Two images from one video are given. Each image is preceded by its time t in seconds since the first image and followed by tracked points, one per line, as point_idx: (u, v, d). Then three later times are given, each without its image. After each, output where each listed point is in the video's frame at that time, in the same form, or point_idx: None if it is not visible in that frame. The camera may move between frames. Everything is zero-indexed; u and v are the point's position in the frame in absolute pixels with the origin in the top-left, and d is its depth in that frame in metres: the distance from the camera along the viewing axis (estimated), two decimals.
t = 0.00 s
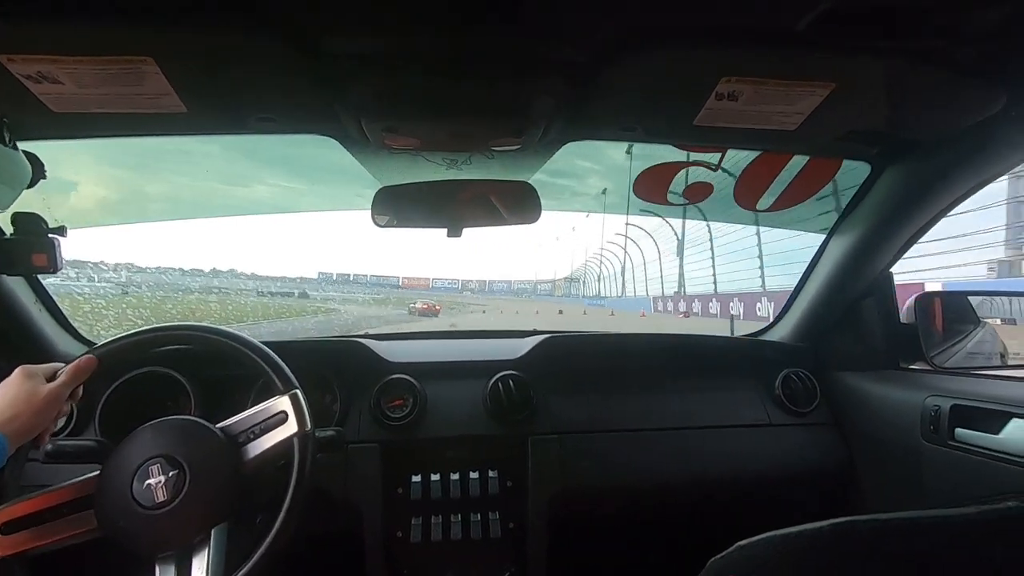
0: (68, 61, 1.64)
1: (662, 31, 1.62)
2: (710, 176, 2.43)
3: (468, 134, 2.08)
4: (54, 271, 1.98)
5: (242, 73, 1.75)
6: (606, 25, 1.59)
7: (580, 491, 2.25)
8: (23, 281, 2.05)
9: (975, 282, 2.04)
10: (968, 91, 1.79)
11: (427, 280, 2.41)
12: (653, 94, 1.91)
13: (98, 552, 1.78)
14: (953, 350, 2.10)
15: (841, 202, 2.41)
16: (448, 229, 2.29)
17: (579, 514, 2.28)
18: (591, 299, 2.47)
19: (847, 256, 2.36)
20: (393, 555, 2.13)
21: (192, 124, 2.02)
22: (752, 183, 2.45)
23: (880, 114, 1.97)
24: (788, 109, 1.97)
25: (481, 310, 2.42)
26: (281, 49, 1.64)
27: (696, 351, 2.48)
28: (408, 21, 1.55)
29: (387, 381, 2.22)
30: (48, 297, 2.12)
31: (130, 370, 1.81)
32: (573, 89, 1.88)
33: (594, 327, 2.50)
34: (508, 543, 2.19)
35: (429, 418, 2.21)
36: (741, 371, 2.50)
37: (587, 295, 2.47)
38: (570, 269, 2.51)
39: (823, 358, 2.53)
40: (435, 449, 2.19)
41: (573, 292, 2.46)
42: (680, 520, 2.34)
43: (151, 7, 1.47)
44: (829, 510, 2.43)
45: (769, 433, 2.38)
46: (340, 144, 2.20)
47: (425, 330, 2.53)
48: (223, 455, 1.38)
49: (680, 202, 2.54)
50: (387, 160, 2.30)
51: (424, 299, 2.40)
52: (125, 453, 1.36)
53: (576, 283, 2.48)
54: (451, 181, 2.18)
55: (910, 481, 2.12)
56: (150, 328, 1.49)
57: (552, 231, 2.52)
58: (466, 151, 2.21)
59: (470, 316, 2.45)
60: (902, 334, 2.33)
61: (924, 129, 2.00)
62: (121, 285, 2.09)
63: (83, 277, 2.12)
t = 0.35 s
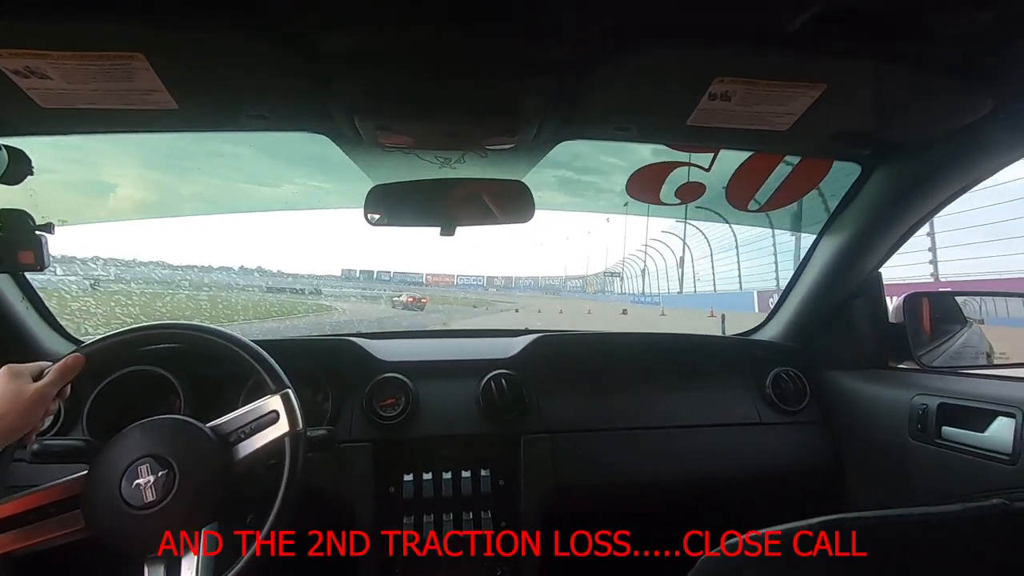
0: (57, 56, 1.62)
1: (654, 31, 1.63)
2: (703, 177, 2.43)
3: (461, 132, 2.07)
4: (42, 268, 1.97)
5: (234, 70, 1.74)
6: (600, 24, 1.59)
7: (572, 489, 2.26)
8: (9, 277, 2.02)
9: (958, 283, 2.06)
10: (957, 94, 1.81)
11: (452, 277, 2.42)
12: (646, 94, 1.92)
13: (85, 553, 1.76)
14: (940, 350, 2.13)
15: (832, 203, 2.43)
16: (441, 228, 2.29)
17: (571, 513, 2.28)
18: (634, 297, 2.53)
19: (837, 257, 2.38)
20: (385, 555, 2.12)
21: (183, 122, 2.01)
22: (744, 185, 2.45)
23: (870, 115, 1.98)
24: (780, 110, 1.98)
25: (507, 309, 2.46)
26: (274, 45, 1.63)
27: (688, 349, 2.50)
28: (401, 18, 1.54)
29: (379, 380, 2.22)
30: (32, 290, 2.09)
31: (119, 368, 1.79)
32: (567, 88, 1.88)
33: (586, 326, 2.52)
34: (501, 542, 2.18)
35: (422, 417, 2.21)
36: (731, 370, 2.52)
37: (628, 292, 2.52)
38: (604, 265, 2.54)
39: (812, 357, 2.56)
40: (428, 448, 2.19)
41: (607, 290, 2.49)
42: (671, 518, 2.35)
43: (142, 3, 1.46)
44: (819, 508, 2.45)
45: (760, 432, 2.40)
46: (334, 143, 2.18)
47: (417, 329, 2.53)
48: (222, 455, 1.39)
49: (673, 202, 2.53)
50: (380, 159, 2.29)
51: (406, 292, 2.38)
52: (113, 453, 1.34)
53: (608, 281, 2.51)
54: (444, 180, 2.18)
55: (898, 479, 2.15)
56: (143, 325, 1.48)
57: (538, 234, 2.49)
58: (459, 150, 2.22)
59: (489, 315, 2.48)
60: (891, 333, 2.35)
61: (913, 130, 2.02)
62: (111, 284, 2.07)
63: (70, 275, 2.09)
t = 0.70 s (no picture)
0: (44, 56, 1.60)
1: (645, 32, 1.63)
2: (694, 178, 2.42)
3: (454, 133, 2.08)
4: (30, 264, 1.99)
5: (224, 70, 1.73)
6: (590, 26, 1.60)
7: (566, 490, 2.27)
8: None
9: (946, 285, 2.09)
10: (943, 95, 1.83)
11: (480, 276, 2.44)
12: (637, 95, 1.93)
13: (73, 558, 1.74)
14: (927, 350, 2.16)
15: (822, 204, 2.45)
16: (434, 229, 2.28)
17: (566, 514, 2.29)
18: (679, 298, 2.56)
19: (828, 257, 2.40)
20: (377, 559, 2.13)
21: (172, 122, 1.99)
22: (736, 186, 2.44)
23: (859, 116, 2.00)
24: (770, 111, 2.00)
25: (535, 310, 2.46)
26: (266, 45, 1.62)
27: (680, 350, 2.51)
28: (393, 19, 1.54)
29: (372, 380, 2.21)
30: (18, 291, 2.07)
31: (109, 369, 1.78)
32: (559, 90, 1.89)
33: (579, 327, 2.51)
34: (494, 544, 2.20)
35: (415, 418, 2.20)
36: (724, 371, 2.53)
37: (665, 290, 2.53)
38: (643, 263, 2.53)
39: (803, 357, 2.57)
40: (422, 451, 2.19)
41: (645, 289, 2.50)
42: (664, 519, 2.35)
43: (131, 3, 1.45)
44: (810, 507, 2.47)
45: (751, 432, 2.41)
46: (325, 144, 2.17)
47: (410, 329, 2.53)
48: (209, 453, 1.37)
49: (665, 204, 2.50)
50: (372, 160, 2.28)
51: (389, 287, 2.33)
52: (99, 459, 1.32)
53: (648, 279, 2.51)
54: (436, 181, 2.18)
55: (888, 478, 2.16)
56: (132, 327, 1.47)
57: (531, 244, 2.44)
58: (451, 151, 2.22)
59: (522, 317, 2.49)
60: (882, 332, 2.36)
61: (901, 132, 2.04)
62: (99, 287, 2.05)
63: (58, 277, 2.07)
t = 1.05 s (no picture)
0: (30, 40, 1.57)
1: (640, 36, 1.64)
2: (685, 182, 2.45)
3: (447, 132, 2.08)
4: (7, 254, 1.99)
5: (216, 61, 1.71)
6: (587, 28, 1.60)
7: (549, 490, 2.29)
8: None
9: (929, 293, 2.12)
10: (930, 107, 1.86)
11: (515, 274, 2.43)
12: (631, 99, 1.94)
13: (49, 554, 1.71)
14: (909, 358, 2.20)
15: (810, 211, 2.48)
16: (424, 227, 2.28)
17: (550, 514, 2.30)
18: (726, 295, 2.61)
19: (814, 264, 2.42)
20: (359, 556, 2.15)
21: (161, 111, 1.96)
22: (725, 190, 2.49)
23: (846, 125, 2.03)
24: (761, 118, 2.02)
25: (580, 310, 2.48)
26: (260, 37, 1.60)
27: (666, 353, 2.53)
28: (390, 15, 1.53)
29: (359, 377, 2.21)
30: None
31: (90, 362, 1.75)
32: (553, 91, 1.89)
33: (567, 328, 2.52)
34: (477, 543, 2.23)
35: (401, 416, 2.21)
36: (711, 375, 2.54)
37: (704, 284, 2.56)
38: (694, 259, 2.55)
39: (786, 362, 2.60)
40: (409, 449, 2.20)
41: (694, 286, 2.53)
42: (646, 521, 2.37)
43: None
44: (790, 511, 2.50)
45: (735, 436, 2.44)
46: (316, 138, 2.15)
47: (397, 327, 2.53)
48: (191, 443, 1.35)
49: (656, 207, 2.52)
50: (363, 156, 2.26)
51: (374, 279, 2.29)
52: (74, 456, 1.29)
53: (698, 276, 2.54)
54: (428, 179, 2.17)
55: (867, 483, 2.20)
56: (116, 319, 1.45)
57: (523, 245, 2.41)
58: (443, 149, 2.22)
59: (569, 318, 2.50)
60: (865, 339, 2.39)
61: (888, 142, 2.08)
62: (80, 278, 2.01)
63: (39, 266, 2.03)
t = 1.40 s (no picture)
0: (15, 3, 1.53)
1: (636, 33, 1.64)
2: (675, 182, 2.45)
3: (440, 119, 2.06)
4: None
5: (207, 35, 1.67)
6: (583, 22, 1.60)
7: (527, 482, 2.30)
8: None
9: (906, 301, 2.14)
10: (918, 118, 1.88)
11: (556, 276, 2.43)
12: (624, 95, 1.94)
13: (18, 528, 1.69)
14: (884, 365, 2.22)
15: (797, 216, 2.49)
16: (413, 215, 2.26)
17: (527, 506, 2.32)
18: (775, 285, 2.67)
19: (798, 269, 2.41)
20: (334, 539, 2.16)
21: (148, 83, 1.92)
22: (716, 192, 2.49)
23: (833, 133, 2.05)
24: (753, 122, 2.03)
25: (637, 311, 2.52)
26: (252, 12, 1.58)
27: (649, 350, 2.54)
28: None
29: (340, 363, 2.23)
30: None
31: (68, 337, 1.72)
32: (547, 83, 1.88)
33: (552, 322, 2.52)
34: (453, 531, 2.23)
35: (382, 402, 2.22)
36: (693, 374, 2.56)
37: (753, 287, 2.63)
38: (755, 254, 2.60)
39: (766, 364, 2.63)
40: (388, 436, 2.21)
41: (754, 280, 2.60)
42: (621, 516, 2.40)
43: None
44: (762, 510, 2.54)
45: (712, 435, 2.47)
46: (307, 119, 2.12)
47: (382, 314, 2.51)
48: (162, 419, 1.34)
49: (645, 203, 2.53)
50: (354, 140, 2.24)
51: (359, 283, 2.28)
52: (44, 435, 1.27)
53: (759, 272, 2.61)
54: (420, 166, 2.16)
55: (838, 486, 2.24)
56: (101, 295, 1.44)
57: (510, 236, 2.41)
58: (434, 136, 2.20)
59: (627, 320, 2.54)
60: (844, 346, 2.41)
61: (876, 151, 2.10)
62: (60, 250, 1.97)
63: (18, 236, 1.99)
